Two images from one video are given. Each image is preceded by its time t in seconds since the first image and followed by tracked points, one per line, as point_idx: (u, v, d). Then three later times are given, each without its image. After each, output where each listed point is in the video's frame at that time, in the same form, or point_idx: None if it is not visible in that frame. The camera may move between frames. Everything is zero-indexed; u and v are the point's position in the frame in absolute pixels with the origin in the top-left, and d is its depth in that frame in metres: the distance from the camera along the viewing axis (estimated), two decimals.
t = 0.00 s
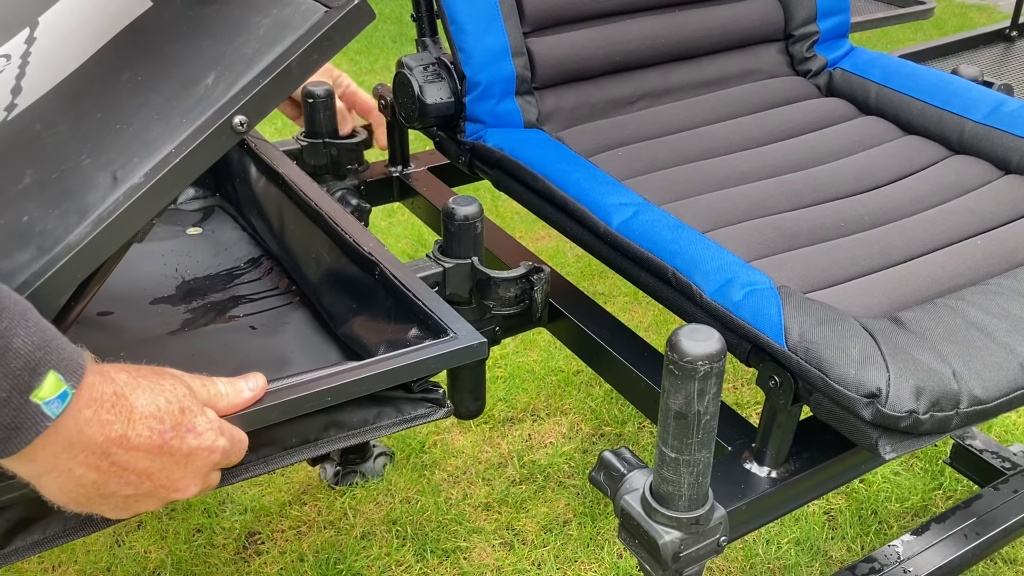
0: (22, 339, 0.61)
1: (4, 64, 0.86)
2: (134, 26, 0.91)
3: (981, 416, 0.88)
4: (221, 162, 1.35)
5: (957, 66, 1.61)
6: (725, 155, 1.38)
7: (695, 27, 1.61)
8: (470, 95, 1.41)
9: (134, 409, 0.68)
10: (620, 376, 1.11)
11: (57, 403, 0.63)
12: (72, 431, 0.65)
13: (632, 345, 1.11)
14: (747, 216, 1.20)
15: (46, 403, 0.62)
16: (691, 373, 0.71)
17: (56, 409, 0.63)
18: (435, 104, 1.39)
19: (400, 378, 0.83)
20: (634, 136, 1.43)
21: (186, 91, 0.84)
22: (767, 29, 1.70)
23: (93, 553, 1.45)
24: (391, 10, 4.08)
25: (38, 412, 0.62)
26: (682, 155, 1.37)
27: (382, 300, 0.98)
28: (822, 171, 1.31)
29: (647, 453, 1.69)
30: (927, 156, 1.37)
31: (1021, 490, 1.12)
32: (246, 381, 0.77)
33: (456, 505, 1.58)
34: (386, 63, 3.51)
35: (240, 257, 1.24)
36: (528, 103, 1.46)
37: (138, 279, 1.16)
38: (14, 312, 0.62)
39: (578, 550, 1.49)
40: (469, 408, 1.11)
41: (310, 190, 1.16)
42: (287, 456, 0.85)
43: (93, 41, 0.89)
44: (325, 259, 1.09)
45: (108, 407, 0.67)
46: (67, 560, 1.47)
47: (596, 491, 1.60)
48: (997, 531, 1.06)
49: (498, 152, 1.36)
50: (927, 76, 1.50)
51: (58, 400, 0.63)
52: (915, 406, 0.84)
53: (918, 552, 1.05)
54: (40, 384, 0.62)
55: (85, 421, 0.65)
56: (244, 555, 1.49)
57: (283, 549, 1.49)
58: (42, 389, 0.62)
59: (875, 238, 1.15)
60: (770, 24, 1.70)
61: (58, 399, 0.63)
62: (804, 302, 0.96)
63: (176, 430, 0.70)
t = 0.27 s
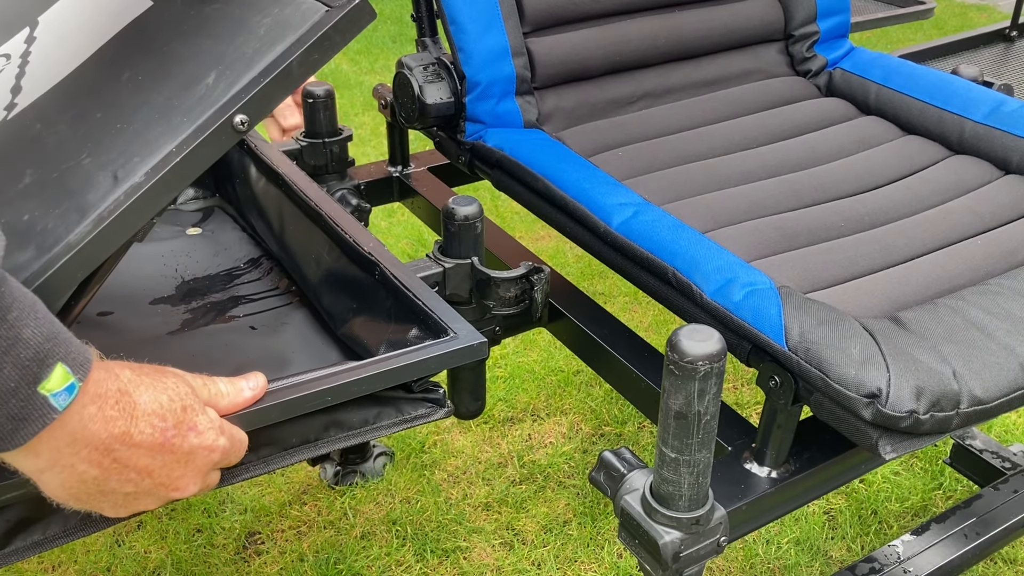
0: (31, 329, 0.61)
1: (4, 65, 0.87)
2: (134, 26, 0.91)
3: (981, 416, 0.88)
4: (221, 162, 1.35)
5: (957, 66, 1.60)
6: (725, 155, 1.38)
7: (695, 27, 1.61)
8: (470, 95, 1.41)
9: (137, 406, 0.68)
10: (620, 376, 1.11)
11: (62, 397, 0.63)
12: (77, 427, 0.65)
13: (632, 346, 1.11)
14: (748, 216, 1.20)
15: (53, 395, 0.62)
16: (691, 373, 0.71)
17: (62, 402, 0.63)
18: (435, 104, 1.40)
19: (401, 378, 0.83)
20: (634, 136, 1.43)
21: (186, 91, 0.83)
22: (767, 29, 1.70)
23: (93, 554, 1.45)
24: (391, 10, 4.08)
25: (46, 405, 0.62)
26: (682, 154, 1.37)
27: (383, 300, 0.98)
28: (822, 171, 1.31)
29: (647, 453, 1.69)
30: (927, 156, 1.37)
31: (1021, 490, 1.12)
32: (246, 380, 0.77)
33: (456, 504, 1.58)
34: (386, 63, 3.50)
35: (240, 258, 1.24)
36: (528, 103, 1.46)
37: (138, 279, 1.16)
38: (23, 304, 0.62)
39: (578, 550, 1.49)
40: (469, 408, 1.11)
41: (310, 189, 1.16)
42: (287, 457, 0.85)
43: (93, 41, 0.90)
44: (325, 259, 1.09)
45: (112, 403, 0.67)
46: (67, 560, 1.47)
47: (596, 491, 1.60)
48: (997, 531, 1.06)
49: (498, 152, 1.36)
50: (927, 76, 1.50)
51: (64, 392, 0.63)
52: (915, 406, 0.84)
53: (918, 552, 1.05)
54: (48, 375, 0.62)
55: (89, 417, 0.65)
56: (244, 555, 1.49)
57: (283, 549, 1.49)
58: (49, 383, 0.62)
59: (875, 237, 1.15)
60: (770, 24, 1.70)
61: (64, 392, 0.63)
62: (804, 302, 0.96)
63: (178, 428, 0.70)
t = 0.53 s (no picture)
0: (33, 327, 0.61)
1: (3, 65, 0.87)
2: (134, 27, 0.91)
3: (981, 416, 0.88)
4: (222, 162, 1.35)
5: (957, 66, 1.60)
6: (725, 155, 1.38)
7: (695, 27, 1.61)
8: (470, 95, 1.41)
9: (138, 406, 0.68)
10: (620, 376, 1.11)
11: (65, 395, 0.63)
12: (78, 426, 0.65)
13: (631, 346, 1.11)
14: (748, 216, 1.20)
15: (56, 392, 0.62)
16: (691, 373, 0.71)
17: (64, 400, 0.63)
18: (435, 104, 1.40)
19: (401, 378, 0.83)
20: (634, 136, 1.43)
21: (185, 91, 0.83)
22: (767, 29, 1.70)
23: (93, 554, 1.45)
24: (391, 10, 4.08)
25: (47, 402, 0.62)
26: (682, 155, 1.37)
27: (382, 300, 0.98)
28: (822, 171, 1.31)
29: (647, 453, 1.69)
30: (927, 156, 1.37)
31: (1021, 490, 1.12)
32: (246, 381, 0.77)
33: (456, 504, 1.58)
34: (386, 63, 3.50)
35: (240, 258, 1.24)
36: (528, 103, 1.46)
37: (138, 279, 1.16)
38: (25, 301, 0.61)
39: (578, 550, 1.49)
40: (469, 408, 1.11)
41: (310, 190, 1.16)
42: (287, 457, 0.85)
43: (93, 41, 0.90)
44: (325, 259, 1.09)
45: (113, 403, 0.67)
46: (67, 560, 1.47)
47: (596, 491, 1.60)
48: (997, 531, 1.06)
49: (498, 152, 1.36)
50: (927, 76, 1.50)
51: (65, 391, 0.63)
52: (915, 406, 0.84)
53: (918, 552, 1.05)
54: (51, 373, 0.62)
55: (90, 417, 0.65)
56: (244, 555, 1.49)
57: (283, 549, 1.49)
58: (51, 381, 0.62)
59: (875, 237, 1.15)
60: (770, 24, 1.70)
61: (66, 390, 0.63)
62: (804, 302, 0.96)
63: (179, 427, 0.70)
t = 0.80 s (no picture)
0: (33, 327, 0.61)
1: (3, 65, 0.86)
2: (134, 27, 0.91)
3: (981, 416, 0.88)
4: (222, 162, 1.35)
5: (957, 66, 1.60)
6: (725, 155, 1.38)
7: (695, 27, 1.61)
8: (470, 95, 1.41)
9: (138, 405, 0.68)
10: (620, 376, 1.11)
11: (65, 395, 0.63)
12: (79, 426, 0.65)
13: (631, 346, 1.11)
14: (748, 216, 1.20)
15: (56, 392, 0.62)
16: (692, 373, 0.71)
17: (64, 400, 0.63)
18: (435, 104, 1.40)
19: (402, 378, 0.83)
20: (634, 136, 1.43)
21: (185, 91, 0.83)
22: (767, 29, 1.70)
23: (93, 554, 1.45)
24: (391, 10, 4.08)
25: (48, 402, 0.62)
26: (681, 154, 1.37)
27: (382, 300, 0.98)
28: (822, 171, 1.31)
29: (647, 453, 1.69)
30: (927, 156, 1.37)
31: (1021, 490, 1.12)
32: (246, 380, 0.77)
33: (456, 504, 1.58)
34: (386, 63, 3.50)
35: (240, 258, 1.24)
36: (528, 103, 1.46)
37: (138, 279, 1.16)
38: (24, 301, 0.61)
39: (578, 550, 1.49)
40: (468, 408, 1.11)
41: (309, 189, 1.16)
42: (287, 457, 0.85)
43: (93, 41, 0.90)
44: (325, 259, 1.09)
45: (114, 402, 0.67)
46: (67, 560, 1.47)
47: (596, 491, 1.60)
48: (997, 531, 1.06)
49: (498, 152, 1.36)
50: (927, 76, 1.50)
51: (65, 391, 0.63)
52: (915, 406, 0.84)
53: (918, 552, 1.05)
54: (51, 373, 0.62)
55: (91, 416, 0.65)
56: (244, 555, 1.49)
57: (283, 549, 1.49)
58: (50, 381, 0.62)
59: (875, 237, 1.15)
60: (770, 24, 1.70)
61: (66, 390, 0.63)
62: (804, 302, 0.96)
63: (179, 426, 0.70)
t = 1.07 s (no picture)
0: (26, 334, 0.61)
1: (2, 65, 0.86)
2: (134, 26, 0.91)
3: (981, 416, 0.88)
4: (222, 162, 1.35)
5: (957, 66, 1.60)
6: (725, 155, 1.38)
7: (695, 27, 1.61)
8: (470, 95, 1.41)
9: (138, 405, 0.68)
10: (620, 376, 1.11)
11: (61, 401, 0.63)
12: (78, 425, 0.65)
13: (632, 346, 1.11)
14: (748, 216, 1.20)
15: (51, 398, 0.62)
16: (692, 373, 0.71)
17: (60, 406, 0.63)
18: (435, 104, 1.40)
19: (402, 377, 0.83)
20: (634, 136, 1.43)
21: (185, 91, 0.83)
22: (767, 29, 1.70)
23: (93, 554, 1.45)
24: (391, 10, 4.08)
25: (44, 408, 0.62)
26: (682, 155, 1.37)
27: (382, 300, 0.98)
28: (822, 171, 1.31)
29: (647, 453, 1.69)
30: (927, 156, 1.37)
31: (1021, 490, 1.12)
32: (246, 380, 0.77)
33: (456, 504, 1.58)
34: (387, 63, 3.50)
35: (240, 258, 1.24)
36: (528, 103, 1.46)
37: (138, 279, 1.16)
38: (15, 308, 0.61)
39: (578, 550, 1.48)
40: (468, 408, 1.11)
41: (309, 189, 1.16)
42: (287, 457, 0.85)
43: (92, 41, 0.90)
44: (325, 259, 1.09)
45: (113, 402, 0.67)
46: (67, 560, 1.47)
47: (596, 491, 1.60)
48: (997, 531, 1.06)
49: (498, 152, 1.36)
50: (927, 76, 1.50)
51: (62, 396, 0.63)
52: (916, 406, 0.84)
53: (918, 552, 1.05)
54: (45, 379, 0.61)
55: (90, 416, 0.65)
56: (244, 555, 1.49)
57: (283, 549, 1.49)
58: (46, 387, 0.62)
59: (875, 237, 1.15)
60: (770, 24, 1.70)
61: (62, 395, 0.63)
62: (805, 302, 0.96)
63: (179, 425, 0.70)
